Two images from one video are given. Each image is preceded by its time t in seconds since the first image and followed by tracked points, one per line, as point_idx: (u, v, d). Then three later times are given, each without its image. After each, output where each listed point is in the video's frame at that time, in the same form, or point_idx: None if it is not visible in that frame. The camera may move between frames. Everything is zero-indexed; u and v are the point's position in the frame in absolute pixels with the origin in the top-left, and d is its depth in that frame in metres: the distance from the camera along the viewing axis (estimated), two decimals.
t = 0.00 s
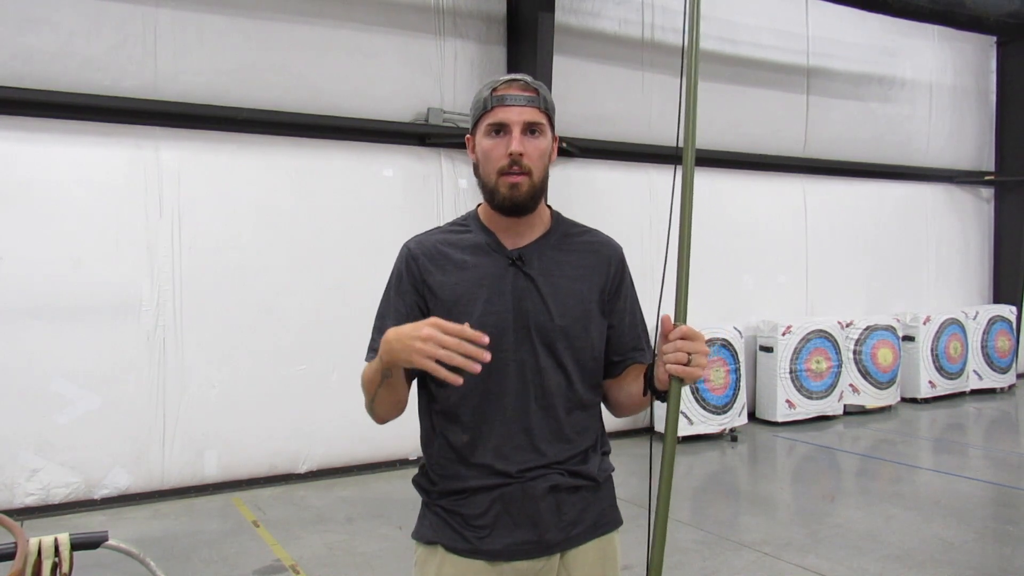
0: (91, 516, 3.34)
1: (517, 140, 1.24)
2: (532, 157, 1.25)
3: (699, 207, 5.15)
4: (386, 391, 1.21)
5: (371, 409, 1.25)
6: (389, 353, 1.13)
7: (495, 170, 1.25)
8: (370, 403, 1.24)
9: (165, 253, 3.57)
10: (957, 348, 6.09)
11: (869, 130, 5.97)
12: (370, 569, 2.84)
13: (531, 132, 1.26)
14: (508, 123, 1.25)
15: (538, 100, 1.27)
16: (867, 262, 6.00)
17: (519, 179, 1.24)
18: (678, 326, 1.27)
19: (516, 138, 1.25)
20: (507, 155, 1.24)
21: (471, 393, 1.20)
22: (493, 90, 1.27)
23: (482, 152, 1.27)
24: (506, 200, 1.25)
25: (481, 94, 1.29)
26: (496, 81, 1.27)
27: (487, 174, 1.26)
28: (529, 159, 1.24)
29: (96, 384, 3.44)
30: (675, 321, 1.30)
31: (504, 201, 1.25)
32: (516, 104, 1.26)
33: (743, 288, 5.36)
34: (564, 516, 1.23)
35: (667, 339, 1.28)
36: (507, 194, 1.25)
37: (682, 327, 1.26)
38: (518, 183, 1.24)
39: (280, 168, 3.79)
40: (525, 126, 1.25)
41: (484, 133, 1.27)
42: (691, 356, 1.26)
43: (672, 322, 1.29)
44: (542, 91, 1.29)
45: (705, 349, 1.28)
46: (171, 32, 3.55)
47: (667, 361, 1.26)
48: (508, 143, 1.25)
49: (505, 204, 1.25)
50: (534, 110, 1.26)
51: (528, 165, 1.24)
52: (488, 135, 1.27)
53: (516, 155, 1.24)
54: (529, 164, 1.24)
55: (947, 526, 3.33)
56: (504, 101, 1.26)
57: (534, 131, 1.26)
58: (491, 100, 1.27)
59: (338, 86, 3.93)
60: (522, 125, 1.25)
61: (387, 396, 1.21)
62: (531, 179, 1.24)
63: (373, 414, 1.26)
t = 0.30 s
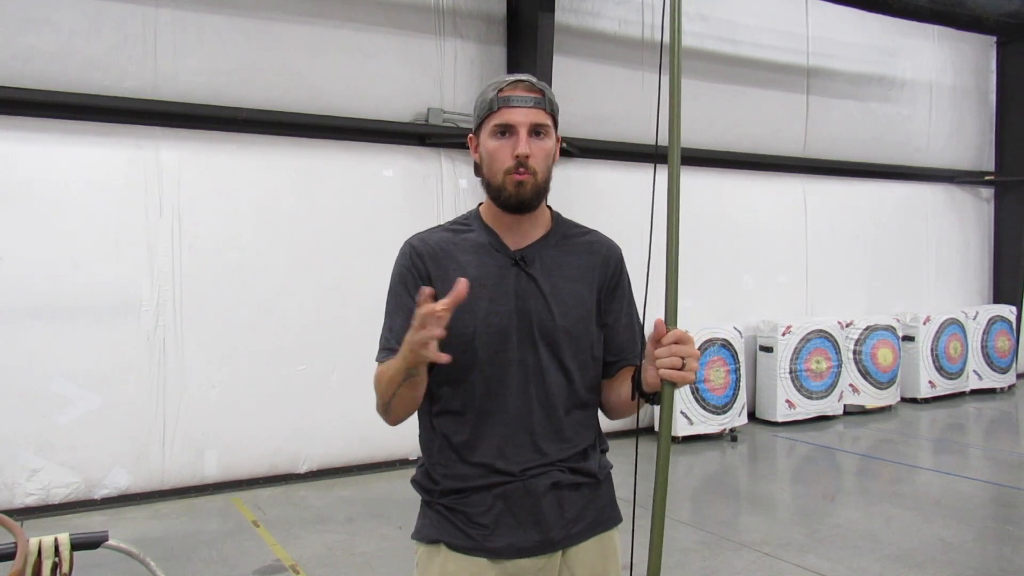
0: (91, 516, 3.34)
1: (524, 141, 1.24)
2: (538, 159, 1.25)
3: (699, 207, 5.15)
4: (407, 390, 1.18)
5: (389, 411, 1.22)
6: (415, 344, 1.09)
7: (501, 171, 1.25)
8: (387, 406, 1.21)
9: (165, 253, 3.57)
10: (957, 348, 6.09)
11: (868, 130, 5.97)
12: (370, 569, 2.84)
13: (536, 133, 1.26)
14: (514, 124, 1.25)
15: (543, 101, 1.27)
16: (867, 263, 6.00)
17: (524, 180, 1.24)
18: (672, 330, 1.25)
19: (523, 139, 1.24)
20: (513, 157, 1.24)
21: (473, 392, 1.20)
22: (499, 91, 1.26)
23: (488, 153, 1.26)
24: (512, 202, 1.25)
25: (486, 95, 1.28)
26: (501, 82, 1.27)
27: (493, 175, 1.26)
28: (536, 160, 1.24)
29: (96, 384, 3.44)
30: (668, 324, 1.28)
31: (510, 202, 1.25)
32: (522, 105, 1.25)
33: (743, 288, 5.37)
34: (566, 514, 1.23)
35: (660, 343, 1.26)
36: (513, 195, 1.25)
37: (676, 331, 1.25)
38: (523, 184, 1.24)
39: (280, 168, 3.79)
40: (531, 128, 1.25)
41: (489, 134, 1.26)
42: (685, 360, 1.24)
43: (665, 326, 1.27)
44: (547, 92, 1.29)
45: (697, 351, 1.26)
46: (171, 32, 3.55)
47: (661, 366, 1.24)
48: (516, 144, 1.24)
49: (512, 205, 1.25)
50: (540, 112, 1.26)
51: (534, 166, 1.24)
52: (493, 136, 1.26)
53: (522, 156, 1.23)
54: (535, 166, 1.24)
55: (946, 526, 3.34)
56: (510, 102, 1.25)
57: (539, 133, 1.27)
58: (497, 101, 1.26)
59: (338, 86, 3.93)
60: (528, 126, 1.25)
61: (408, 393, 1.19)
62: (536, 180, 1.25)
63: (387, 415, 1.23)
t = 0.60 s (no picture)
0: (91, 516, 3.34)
1: (535, 155, 1.19)
2: (540, 171, 1.21)
3: (698, 207, 5.15)
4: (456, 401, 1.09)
5: (404, 420, 1.12)
6: (503, 352, 1.05)
7: (505, 178, 1.18)
8: (403, 415, 1.11)
9: (165, 252, 3.57)
10: (957, 348, 6.09)
11: (869, 130, 5.97)
12: (369, 569, 2.84)
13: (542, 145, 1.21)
14: (530, 135, 1.18)
15: (551, 112, 1.21)
16: (867, 263, 6.00)
17: (526, 193, 1.20)
18: (656, 345, 1.26)
19: (535, 153, 1.19)
20: (522, 169, 1.18)
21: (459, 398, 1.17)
22: (516, 96, 1.17)
23: (493, 158, 1.18)
24: (512, 214, 1.20)
25: (497, 93, 1.17)
26: (518, 85, 1.17)
27: (494, 183, 1.19)
28: (540, 174, 1.20)
29: (96, 384, 3.44)
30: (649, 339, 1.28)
31: (510, 214, 1.20)
32: (539, 116, 1.18)
33: (743, 288, 5.37)
34: (553, 515, 1.23)
35: (644, 358, 1.26)
36: (515, 208, 1.19)
37: (661, 346, 1.25)
38: (525, 198, 1.20)
39: (280, 168, 3.79)
40: (542, 140, 1.20)
41: (499, 138, 1.18)
42: (668, 376, 1.25)
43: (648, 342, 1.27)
44: (550, 100, 1.23)
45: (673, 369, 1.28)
46: (171, 32, 3.55)
47: (647, 380, 1.23)
48: (528, 155, 1.18)
49: (510, 216, 1.20)
50: (549, 123, 1.21)
51: (538, 180, 1.20)
52: (505, 142, 1.18)
53: (532, 169, 1.19)
54: (537, 179, 1.21)
55: (947, 527, 3.33)
56: (528, 110, 1.17)
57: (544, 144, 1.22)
58: (516, 107, 1.17)
59: (338, 86, 3.93)
60: (540, 139, 1.19)
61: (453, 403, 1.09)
62: (535, 193, 1.21)
63: (405, 419, 1.11)
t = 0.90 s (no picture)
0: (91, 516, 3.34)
1: (497, 148, 1.19)
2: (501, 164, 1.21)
3: (698, 207, 5.15)
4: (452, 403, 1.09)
5: (390, 426, 1.10)
6: (514, 354, 1.07)
7: (465, 170, 1.17)
8: (392, 420, 1.09)
9: (165, 253, 3.57)
10: (957, 348, 6.09)
11: (869, 130, 5.97)
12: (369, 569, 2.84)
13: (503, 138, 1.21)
14: (492, 127, 1.18)
15: (511, 105, 1.22)
16: (868, 263, 6.00)
17: (487, 186, 1.20)
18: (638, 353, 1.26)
19: (497, 145, 1.19)
20: (485, 161, 1.18)
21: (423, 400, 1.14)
22: (479, 86, 1.17)
23: (456, 150, 1.17)
24: (472, 207, 1.19)
25: (458, 83, 1.17)
26: (481, 75, 1.17)
27: (456, 175, 1.17)
28: (501, 167, 1.20)
29: (97, 384, 3.44)
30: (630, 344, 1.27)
31: (470, 207, 1.19)
32: (501, 108, 1.19)
33: (743, 289, 5.37)
34: (519, 519, 1.21)
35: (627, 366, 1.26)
36: (475, 201, 1.19)
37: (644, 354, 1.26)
38: (485, 191, 1.20)
39: (279, 168, 3.79)
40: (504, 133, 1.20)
41: (461, 129, 1.17)
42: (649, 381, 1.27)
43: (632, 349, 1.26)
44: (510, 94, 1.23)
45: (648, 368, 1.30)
46: (171, 32, 3.55)
47: (634, 390, 1.25)
48: (492, 149, 1.18)
49: (469, 210, 1.18)
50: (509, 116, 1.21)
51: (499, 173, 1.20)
52: (468, 133, 1.17)
53: (494, 162, 1.18)
54: (498, 172, 1.20)
55: (947, 526, 3.33)
56: (490, 102, 1.17)
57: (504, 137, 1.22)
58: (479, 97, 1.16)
59: (338, 86, 3.93)
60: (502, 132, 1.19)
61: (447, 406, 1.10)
62: (495, 187, 1.21)
63: (394, 425, 1.10)
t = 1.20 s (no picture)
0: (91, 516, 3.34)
1: (456, 137, 1.18)
2: (465, 155, 1.20)
3: (698, 207, 5.15)
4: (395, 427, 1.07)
5: (336, 443, 1.08)
6: (459, 394, 1.03)
7: (426, 163, 1.17)
8: (334, 438, 1.07)
9: (165, 253, 3.57)
10: (957, 348, 6.09)
11: (868, 130, 5.97)
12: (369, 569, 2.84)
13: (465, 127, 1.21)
14: (447, 116, 1.18)
15: (473, 92, 1.22)
16: (868, 263, 6.00)
17: (450, 177, 1.19)
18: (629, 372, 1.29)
19: (455, 134, 1.18)
20: (444, 151, 1.18)
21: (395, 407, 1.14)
22: (432, 74, 1.18)
23: (414, 143, 1.18)
24: (435, 200, 1.18)
25: (412, 75, 1.18)
26: (434, 64, 1.18)
27: (416, 168, 1.17)
28: (464, 157, 1.19)
29: (97, 384, 3.44)
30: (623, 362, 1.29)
31: (433, 200, 1.18)
32: (457, 94, 1.19)
33: (745, 289, 5.38)
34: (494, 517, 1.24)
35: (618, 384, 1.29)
36: (437, 193, 1.18)
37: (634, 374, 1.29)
38: (449, 183, 1.19)
39: (278, 168, 3.79)
40: (464, 120, 1.20)
41: (418, 121, 1.18)
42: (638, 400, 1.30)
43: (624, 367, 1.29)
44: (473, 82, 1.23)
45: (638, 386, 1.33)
46: (172, 32, 3.55)
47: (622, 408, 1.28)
48: (449, 137, 1.18)
49: (434, 203, 1.18)
50: (470, 103, 1.21)
51: (462, 163, 1.19)
52: (423, 125, 1.18)
53: (453, 152, 1.18)
54: (462, 162, 1.19)
55: (947, 526, 3.33)
56: (444, 89, 1.18)
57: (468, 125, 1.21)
58: (431, 84, 1.17)
59: (338, 86, 3.93)
60: (461, 119, 1.19)
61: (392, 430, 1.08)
62: (459, 179, 1.20)
63: (338, 444, 1.08)
